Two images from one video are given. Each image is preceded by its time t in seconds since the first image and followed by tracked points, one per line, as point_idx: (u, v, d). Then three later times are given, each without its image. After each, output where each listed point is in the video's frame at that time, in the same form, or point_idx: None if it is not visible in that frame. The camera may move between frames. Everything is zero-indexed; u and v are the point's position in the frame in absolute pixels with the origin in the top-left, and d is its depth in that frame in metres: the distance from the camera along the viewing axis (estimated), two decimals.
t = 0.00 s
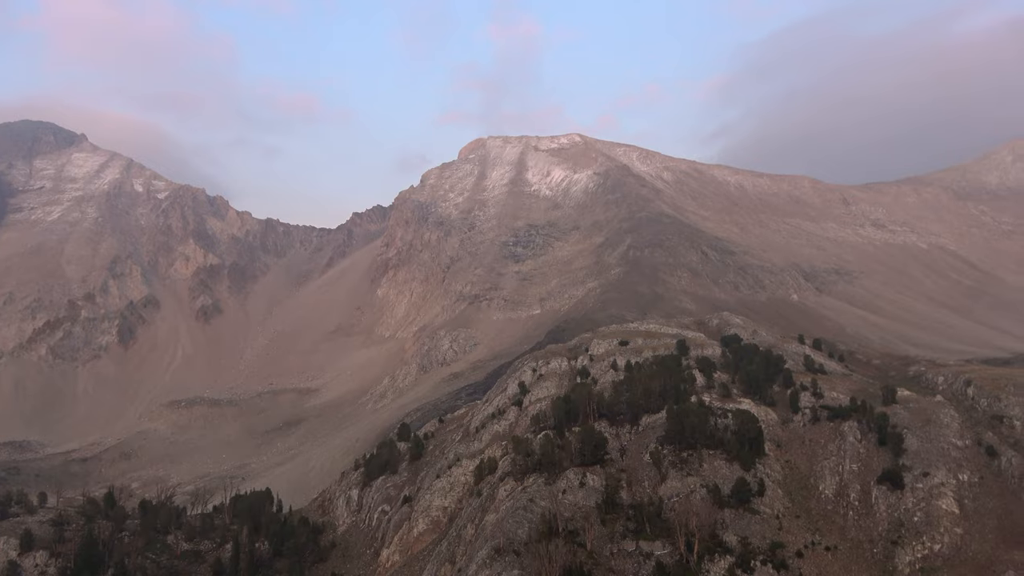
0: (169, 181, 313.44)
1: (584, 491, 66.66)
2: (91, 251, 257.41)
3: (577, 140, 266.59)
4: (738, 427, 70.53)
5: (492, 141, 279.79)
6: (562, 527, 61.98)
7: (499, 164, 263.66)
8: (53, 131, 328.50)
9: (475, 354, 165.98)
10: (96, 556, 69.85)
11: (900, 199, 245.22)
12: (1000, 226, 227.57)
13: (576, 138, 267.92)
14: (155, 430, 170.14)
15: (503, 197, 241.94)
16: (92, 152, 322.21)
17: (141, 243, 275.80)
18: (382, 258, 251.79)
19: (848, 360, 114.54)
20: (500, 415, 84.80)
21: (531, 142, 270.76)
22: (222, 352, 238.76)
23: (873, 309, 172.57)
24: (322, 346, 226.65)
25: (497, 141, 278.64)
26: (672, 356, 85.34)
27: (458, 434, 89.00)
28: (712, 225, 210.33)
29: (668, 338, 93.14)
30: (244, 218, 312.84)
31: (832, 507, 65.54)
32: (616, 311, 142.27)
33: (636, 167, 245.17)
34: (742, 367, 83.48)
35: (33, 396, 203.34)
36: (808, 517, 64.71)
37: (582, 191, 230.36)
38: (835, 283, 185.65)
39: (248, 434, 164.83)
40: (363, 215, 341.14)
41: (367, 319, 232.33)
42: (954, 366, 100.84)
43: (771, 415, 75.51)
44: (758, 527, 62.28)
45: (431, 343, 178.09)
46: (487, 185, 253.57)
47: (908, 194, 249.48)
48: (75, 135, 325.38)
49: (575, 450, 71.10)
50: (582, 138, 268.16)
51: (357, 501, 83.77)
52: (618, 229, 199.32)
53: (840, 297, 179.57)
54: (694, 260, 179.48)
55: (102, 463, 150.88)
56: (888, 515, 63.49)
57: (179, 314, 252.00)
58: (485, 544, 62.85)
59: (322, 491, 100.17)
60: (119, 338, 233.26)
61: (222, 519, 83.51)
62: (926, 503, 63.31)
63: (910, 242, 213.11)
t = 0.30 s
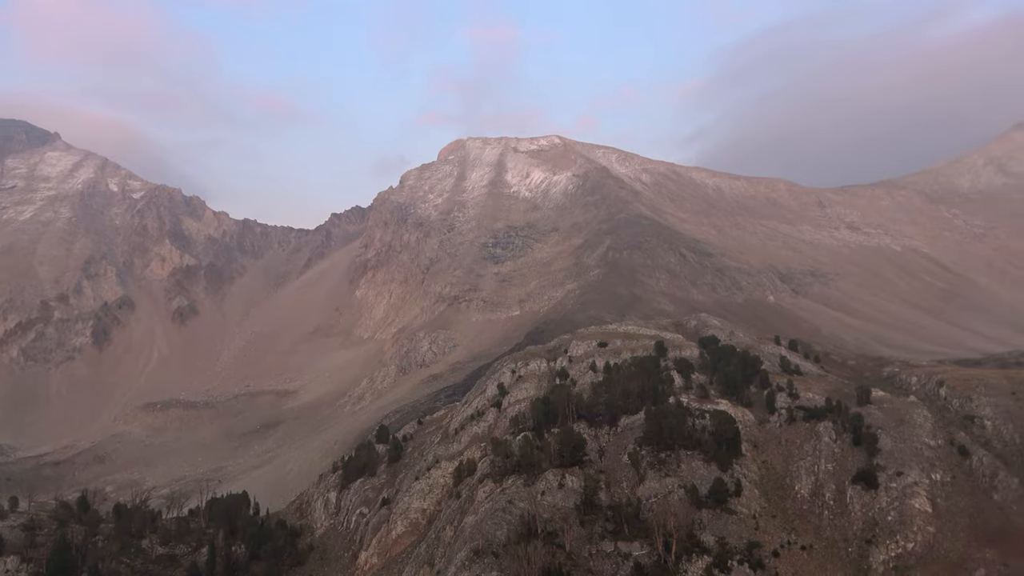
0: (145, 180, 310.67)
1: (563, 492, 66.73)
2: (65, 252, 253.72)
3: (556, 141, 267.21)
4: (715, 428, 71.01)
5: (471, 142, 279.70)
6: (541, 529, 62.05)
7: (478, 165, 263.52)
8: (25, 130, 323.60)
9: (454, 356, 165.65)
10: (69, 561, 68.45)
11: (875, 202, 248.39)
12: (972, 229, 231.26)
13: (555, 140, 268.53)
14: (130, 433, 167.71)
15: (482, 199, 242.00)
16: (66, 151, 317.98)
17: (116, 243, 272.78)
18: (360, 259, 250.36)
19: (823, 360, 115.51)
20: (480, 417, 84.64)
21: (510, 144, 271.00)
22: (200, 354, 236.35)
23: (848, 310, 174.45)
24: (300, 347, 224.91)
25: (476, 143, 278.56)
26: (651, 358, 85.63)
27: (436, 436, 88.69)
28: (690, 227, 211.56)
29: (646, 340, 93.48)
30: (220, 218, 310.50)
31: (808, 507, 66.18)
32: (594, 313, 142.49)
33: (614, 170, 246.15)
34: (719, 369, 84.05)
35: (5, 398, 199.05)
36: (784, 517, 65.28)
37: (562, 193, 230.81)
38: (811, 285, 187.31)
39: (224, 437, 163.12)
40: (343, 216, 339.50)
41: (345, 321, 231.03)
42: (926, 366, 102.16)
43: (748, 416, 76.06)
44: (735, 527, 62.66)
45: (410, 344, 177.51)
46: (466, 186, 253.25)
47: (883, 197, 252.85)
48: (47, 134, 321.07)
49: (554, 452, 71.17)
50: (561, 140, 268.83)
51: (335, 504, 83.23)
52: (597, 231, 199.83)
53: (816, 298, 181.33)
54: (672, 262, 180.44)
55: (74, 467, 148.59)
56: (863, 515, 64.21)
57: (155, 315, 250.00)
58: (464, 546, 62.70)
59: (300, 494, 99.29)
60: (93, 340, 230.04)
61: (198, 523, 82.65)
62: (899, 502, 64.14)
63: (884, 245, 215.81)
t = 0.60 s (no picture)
0: (115, 179, 306.80)
1: (537, 493, 66.74)
2: (32, 251, 249.08)
3: (532, 143, 267.68)
4: (688, 430, 71.53)
5: (447, 144, 279.29)
6: (514, 530, 62.06)
7: (453, 166, 263.05)
8: None
9: (428, 357, 165.17)
10: (35, 566, 67.24)
11: (845, 207, 252.06)
12: (939, 234, 236.36)
13: (531, 142, 269.01)
14: (98, 435, 164.72)
15: (458, 200, 241.70)
16: (33, 148, 312.67)
17: (85, 242, 268.39)
18: (335, 260, 248.02)
19: (794, 362, 116.65)
20: (454, 419, 84.37)
21: (485, 145, 271.00)
22: (170, 355, 232.94)
23: (819, 313, 176.66)
24: (273, 348, 222.43)
25: (452, 144, 278.19)
26: (624, 360, 85.89)
27: (410, 438, 88.26)
28: (664, 230, 213.02)
29: (620, 342, 93.77)
30: (192, 218, 307.16)
31: (778, 507, 66.90)
32: (568, 314, 142.72)
33: (590, 172, 247.10)
34: (692, 371, 84.66)
35: None
36: (755, 517, 65.92)
37: (537, 194, 231.09)
38: (782, 288, 189.10)
39: (194, 439, 161.07)
40: (317, 216, 337.13)
41: (319, 321, 229.26)
42: (893, 368, 103.69)
43: (720, 417, 76.71)
44: (708, 527, 63.11)
45: (385, 345, 176.66)
46: (441, 187, 252.72)
47: (853, 202, 256.71)
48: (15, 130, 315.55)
49: (528, 453, 71.13)
50: (537, 142, 269.40)
51: (308, 506, 82.50)
52: (572, 233, 200.38)
53: (787, 301, 183.25)
54: (647, 264, 181.50)
55: (40, 470, 145.95)
56: (832, 515, 65.07)
57: (125, 316, 246.41)
58: (437, 548, 62.48)
59: (271, 496, 98.28)
60: (60, 340, 225.99)
61: (167, 526, 81.50)
62: (868, 502, 65.03)
63: (854, 248, 218.93)
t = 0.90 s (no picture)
0: (82, 174, 301.72)
1: (509, 495, 66.66)
2: None
3: (507, 145, 268.06)
4: (660, 431, 72.01)
5: (422, 144, 278.57)
6: (485, 532, 61.95)
7: (428, 167, 262.36)
8: None
9: (400, 358, 164.50)
10: None
11: (816, 212, 255.82)
12: (906, 241, 241.45)
13: (506, 144, 269.35)
14: (61, 436, 161.32)
15: (432, 200, 241.05)
16: None
17: (50, 238, 263.29)
18: (307, 259, 245.51)
19: (764, 365, 117.93)
20: (426, 420, 83.97)
21: (461, 146, 270.69)
22: (137, 355, 229.01)
23: (789, 317, 178.99)
24: (243, 349, 219.56)
25: (427, 144, 277.52)
26: (597, 361, 86.19)
27: (382, 439, 87.73)
28: (638, 233, 214.44)
29: (593, 344, 94.10)
30: (162, 215, 302.96)
31: (747, 508, 67.61)
32: (541, 316, 143.03)
33: (564, 175, 247.98)
34: (664, 373, 85.25)
35: None
36: (725, 518, 66.50)
37: (512, 196, 231.34)
38: (753, 291, 190.88)
39: (160, 440, 158.61)
40: (289, 215, 334.37)
41: (290, 321, 227.03)
42: (859, 371, 105.37)
43: (691, 419, 77.28)
44: (678, 528, 63.53)
45: (357, 346, 175.50)
46: (416, 187, 251.94)
47: (823, 207, 260.67)
48: None
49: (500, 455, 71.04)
50: (512, 144, 269.80)
51: (277, 508, 81.60)
52: (546, 235, 200.88)
53: (758, 305, 185.14)
54: (620, 266, 182.51)
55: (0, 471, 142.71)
56: (800, 516, 65.87)
57: (91, 314, 241.92)
58: (408, 549, 62.16)
59: (240, 498, 97.08)
60: (23, 338, 221.47)
61: (132, 528, 80.20)
62: (835, 503, 65.97)
63: (823, 253, 222.13)
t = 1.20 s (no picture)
0: (51, 169, 296.43)
1: (482, 497, 66.57)
2: None
3: (484, 147, 267.92)
4: (633, 434, 72.41)
5: (399, 144, 277.37)
6: (458, 533, 61.74)
7: (405, 167, 261.26)
8: None
9: (374, 360, 163.71)
10: None
11: (788, 218, 259.03)
12: (876, 247, 245.97)
13: (482, 145, 269.21)
14: (24, 436, 157.36)
15: (408, 201, 240.13)
16: None
17: (16, 235, 260.08)
18: (281, 258, 242.65)
19: (736, 369, 118.96)
20: (399, 421, 83.49)
21: (437, 147, 269.96)
22: (105, 353, 224.89)
23: (762, 321, 180.97)
24: (214, 348, 216.70)
25: (403, 144, 276.39)
26: (571, 364, 86.36)
27: (354, 440, 87.11)
28: (613, 236, 215.45)
29: (568, 346, 94.26)
30: (132, 212, 298.40)
31: (718, 510, 68.16)
32: (516, 318, 142.99)
33: (541, 177, 248.35)
34: (637, 376, 85.69)
35: None
36: (696, 520, 66.95)
37: (488, 198, 231.10)
38: (726, 296, 192.59)
39: (128, 440, 156.12)
40: (263, 214, 331.09)
41: (262, 321, 224.43)
42: (829, 376, 106.81)
43: (664, 422, 77.75)
44: (650, 530, 63.86)
45: (330, 346, 174.35)
46: (392, 187, 250.79)
47: (795, 213, 264.01)
48: None
49: (474, 457, 70.83)
50: (489, 145, 269.71)
51: (246, 510, 80.60)
52: (522, 237, 201.07)
53: (731, 309, 186.76)
54: (595, 269, 183.19)
55: None
56: (769, 518, 66.54)
57: (58, 313, 237.40)
58: (380, 551, 61.81)
59: (209, 499, 95.72)
60: None
61: (98, 530, 78.71)
62: (804, 505, 66.82)
63: (795, 259, 224.79)
